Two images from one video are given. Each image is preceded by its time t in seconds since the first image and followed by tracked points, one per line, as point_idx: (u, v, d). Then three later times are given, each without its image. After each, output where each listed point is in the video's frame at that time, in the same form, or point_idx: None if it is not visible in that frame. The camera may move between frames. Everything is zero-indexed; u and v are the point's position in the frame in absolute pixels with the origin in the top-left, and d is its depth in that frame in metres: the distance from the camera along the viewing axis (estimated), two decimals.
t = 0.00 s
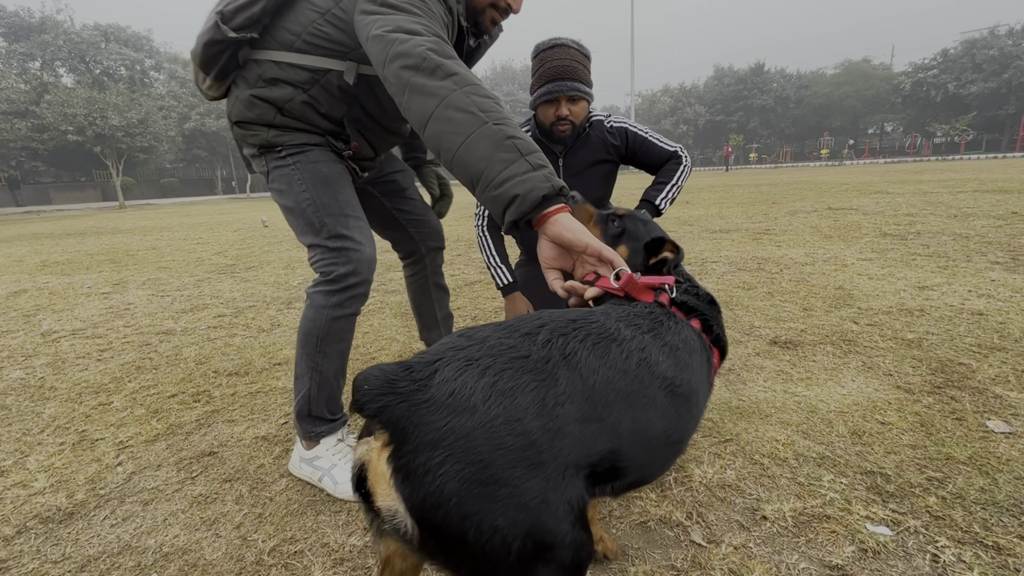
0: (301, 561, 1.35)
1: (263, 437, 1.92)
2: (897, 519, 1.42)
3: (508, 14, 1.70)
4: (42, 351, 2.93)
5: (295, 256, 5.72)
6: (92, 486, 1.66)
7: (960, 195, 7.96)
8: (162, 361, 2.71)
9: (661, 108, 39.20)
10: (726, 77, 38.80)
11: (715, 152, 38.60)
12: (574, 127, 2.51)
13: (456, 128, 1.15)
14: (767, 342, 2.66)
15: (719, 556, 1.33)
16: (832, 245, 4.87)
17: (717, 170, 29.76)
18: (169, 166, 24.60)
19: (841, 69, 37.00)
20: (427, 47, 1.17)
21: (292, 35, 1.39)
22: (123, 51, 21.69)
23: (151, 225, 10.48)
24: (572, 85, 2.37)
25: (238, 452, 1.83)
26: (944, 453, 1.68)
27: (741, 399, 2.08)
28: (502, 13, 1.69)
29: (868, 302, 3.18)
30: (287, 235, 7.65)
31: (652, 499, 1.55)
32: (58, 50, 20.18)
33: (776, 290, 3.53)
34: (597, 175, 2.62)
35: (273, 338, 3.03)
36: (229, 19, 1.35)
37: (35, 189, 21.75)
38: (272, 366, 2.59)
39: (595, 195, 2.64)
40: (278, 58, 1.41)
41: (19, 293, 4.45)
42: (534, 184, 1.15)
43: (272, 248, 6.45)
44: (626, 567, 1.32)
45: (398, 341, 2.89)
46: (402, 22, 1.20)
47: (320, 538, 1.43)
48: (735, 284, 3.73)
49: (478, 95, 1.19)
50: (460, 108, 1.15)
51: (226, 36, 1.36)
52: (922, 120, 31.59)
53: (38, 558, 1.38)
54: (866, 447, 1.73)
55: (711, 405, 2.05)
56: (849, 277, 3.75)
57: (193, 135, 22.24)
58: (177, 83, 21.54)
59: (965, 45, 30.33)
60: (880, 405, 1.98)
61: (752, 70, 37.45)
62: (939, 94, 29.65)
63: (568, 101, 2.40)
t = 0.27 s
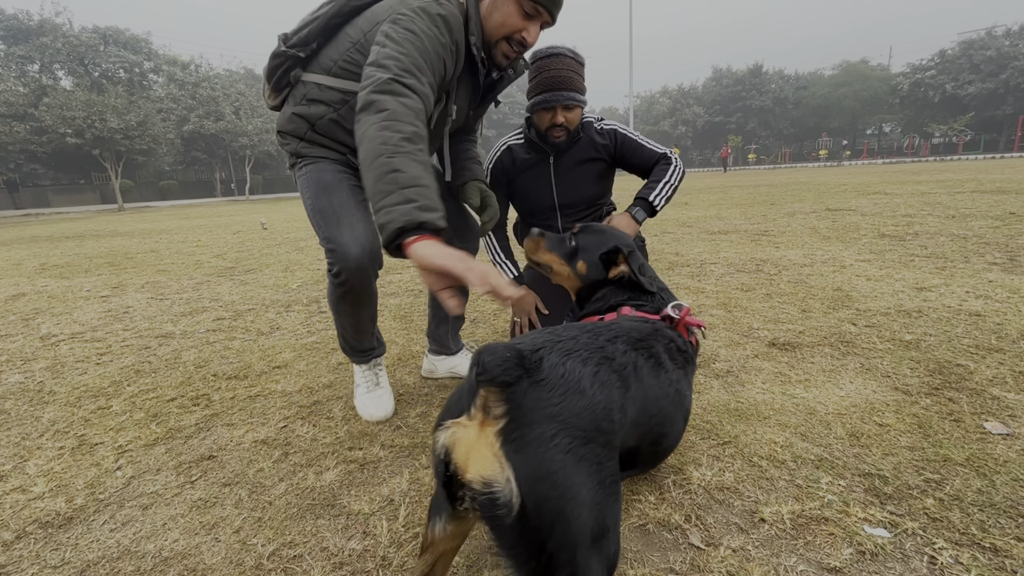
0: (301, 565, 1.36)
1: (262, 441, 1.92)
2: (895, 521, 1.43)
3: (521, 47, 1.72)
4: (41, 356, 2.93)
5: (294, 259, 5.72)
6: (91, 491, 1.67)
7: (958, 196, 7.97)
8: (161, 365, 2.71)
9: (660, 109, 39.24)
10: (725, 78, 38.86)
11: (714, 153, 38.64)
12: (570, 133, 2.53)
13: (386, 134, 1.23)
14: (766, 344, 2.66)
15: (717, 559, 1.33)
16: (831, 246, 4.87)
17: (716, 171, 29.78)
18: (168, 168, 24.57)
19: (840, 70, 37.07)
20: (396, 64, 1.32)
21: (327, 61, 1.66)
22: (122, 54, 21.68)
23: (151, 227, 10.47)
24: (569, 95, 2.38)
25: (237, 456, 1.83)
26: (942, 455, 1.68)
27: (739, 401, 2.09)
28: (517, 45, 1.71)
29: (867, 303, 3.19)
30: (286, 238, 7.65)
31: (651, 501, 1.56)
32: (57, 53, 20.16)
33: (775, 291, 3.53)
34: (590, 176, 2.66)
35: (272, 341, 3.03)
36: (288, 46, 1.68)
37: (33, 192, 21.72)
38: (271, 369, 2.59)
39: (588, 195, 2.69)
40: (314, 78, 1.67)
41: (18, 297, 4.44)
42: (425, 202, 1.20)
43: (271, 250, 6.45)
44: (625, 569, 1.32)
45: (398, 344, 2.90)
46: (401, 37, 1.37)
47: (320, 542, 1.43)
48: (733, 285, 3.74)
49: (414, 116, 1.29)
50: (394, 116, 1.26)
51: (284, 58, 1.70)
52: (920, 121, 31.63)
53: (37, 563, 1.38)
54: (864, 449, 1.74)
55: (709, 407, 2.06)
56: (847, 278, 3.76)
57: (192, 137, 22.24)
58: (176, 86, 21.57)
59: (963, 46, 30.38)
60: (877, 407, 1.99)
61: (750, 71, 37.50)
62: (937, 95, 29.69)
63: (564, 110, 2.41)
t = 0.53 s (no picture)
0: (303, 566, 1.36)
1: (264, 442, 1.92)
2: (896, 521, 1.43)
3: (504, 73, 1.85)
4: (42, 358, 2.93)
5: (294, 260, 5.72)
6: (93, 493, 1.67)
7: (957, 196, 7.97)
8: (162, 367, 2.71)
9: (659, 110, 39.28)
10: (723, 79, 38.91)
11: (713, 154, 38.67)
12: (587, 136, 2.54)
13: (328, 183, 1.54)
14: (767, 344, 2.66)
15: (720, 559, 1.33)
16: (831, 247, 4.88)
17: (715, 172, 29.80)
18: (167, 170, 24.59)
19: (838, 71, 37.11)
20: (342, 118, 1.59)
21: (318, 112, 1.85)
22: (121, 56, 21.70)
23: (150, 229, 10.48)
24: (591, 100, 2.39)
25: (239, 458, 1.83)
26: (943, 455, 1.68)
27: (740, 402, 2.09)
28: (500, 74, 1.85)
29: (867, 303, 3.19)
30: (286, 240, 7.66)
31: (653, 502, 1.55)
32: (57, 55, 20.18)
33: (775, 292, 3.54)
34: (603, 181, 2.67)
35: (273, 343, 3.03)
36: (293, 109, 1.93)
37: (33, 194, 21.72)
38: (272, 371, 2.59)
39: (600, 200, 2.69)
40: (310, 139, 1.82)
41: (18, 299, 4.44)
42: (367, 242, 1.59)
43: (271, 252, 6.46)
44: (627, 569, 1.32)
45: (399, 345, 2.90)
46: (357, 91, 1.63)
47: (322, 543, 1.43)
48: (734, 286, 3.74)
49: (353, 166, 1.59)
50: (337, 166, 1.55)
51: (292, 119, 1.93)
52: (919, 121, 31.65)
53: (40, 565, 1.38)
54: (865, 449, 1.74)
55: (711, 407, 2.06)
56: (847, 278, 3.76)
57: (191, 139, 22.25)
58: (176, 88, 21.60)
59: (961, 47, 30.42)
60: (878, 407, 1.99)
61: (749, 72, 37.55)
62: (936, 96, 29.71)
63: (583, 113, 2.42)
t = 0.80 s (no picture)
0: (303, 567, 1.35)
1: (264, 443, 1.92)
2: (897, 521, 1.43)
3: (479, 111, 1.93)
4: (42, 359, 2.93)
5: (294, 261, 5.72)
6: (93, 494, 1.66)
7: (956, 196, 7.98)
8: (162, 368, 2.71)
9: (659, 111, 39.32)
10: (723, 80, 38.94)
11: (713, 155, 38.70)
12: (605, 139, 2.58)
13: (379, 271, 1.68)
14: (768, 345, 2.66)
15: (721, 559, 1.33)
16: (831, 247, 4.88)
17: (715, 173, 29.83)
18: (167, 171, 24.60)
19: (837, 71, 37.14)
20: (355, 208, 1.74)
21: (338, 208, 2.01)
22: (121, 57, 21.72)
23: (150, 231, 10.48)
24: (615, 103, 2.42)
25: (239, 459, 1.83)
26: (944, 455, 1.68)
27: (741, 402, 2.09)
28: (475, 113, 1.93)
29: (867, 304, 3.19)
30: (286, 241, 7.65)
31: (654, 502, 1.55)
32: (57, 56, 20.18)
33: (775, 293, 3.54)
34: (616, 183, 2.71)
35: (273, 344, 3.03)
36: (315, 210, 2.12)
37: (32, 196, 21.73)
38: (273, 372, 2.59)
39: (614, 201, 2.73)
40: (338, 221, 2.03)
41: (18, 300, 4.44)
42: (438, 301, 1.62)
43: (271, 253, 6.46)
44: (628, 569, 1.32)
45: (400, 346, 2.90)
46: (350, 177, 1.77)
47: (322, 544, 1.43)
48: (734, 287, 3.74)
49: (388, 239, 1.71)
50: (376, 248, 1.68)
51: (319, 219, 2.13)
52: (918, 122, 31.67)
53: (40, 566, 1.38)
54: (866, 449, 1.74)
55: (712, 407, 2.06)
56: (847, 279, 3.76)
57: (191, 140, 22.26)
58: (176, 89, 21.61)
59: (960, 48, 30.44)
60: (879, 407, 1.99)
61: (748, 73, 37.59)
62: (935, 96, 29.73)
63: (606, 116, 2.45)
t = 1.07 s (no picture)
0: (302, 568, 1.36)
1: (264, 444, 1.92)
2: (895, 522, 1.43)
3: (481, 121, 1.95)
4: (42, 359, 2.94)
5: (293, 262, 5.72)
6: (93, 495, 1.67)
7: (956, 197, 7.98)
8: (161, 369, 2.71)
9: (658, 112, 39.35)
10: (723, 80, 38.98)
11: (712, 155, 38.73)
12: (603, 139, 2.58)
13: (398, 269, 1.65)
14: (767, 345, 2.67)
15: (719, 560, 1.33)
16: (830, 248, 4.88)
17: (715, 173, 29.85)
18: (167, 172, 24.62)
19: (837, 72, 37.14)
20: (371, 207, 1.72)
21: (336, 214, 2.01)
22: (122, 58, 21.73)
23: (151, 231, 10.50)
24: (612, 103, 2.43)
25: (239, 460, 1.83)
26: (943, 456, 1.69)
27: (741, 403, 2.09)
28: (477, 122, 1.94)
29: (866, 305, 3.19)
30: (286, 241, 7.66)
31: (653, 503, 1.55)
32: (57, 57, 20.21)
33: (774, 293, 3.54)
34: (616, 181, 2.73)
35: (273, 344, 3.03)
36: (308, 220, 2.11)
37: (33, 196, 21.74)
38: (272, 373, 2.59)
39: (613, 199, 2.75)
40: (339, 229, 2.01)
41: (18, 301, 4.45)
42: (461, 302, 1.62)
43: (270, 254, 6.46)
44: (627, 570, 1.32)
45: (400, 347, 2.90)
46: (364, 177, 1.75)
47: (321, 546, 1.43)
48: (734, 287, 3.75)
49: (408, 240, 1.68)
50: (395, 246, 1.65)
51: (310, 230, 2.14)
52: (918, 122, 31.67)
53: (39, 567, 1.38)
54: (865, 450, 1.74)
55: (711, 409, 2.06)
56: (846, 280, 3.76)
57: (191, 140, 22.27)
58: (176, 90, 21.62)
59: (960, 48, 30.45)
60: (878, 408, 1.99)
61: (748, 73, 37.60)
62: (935, 97, 29.73)
63: (603, 115, 2.46)
